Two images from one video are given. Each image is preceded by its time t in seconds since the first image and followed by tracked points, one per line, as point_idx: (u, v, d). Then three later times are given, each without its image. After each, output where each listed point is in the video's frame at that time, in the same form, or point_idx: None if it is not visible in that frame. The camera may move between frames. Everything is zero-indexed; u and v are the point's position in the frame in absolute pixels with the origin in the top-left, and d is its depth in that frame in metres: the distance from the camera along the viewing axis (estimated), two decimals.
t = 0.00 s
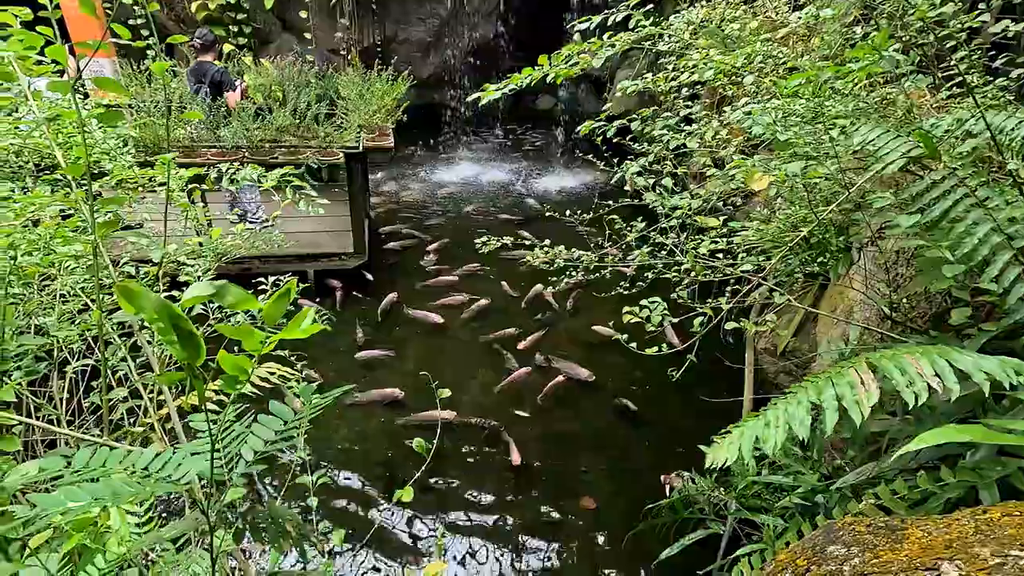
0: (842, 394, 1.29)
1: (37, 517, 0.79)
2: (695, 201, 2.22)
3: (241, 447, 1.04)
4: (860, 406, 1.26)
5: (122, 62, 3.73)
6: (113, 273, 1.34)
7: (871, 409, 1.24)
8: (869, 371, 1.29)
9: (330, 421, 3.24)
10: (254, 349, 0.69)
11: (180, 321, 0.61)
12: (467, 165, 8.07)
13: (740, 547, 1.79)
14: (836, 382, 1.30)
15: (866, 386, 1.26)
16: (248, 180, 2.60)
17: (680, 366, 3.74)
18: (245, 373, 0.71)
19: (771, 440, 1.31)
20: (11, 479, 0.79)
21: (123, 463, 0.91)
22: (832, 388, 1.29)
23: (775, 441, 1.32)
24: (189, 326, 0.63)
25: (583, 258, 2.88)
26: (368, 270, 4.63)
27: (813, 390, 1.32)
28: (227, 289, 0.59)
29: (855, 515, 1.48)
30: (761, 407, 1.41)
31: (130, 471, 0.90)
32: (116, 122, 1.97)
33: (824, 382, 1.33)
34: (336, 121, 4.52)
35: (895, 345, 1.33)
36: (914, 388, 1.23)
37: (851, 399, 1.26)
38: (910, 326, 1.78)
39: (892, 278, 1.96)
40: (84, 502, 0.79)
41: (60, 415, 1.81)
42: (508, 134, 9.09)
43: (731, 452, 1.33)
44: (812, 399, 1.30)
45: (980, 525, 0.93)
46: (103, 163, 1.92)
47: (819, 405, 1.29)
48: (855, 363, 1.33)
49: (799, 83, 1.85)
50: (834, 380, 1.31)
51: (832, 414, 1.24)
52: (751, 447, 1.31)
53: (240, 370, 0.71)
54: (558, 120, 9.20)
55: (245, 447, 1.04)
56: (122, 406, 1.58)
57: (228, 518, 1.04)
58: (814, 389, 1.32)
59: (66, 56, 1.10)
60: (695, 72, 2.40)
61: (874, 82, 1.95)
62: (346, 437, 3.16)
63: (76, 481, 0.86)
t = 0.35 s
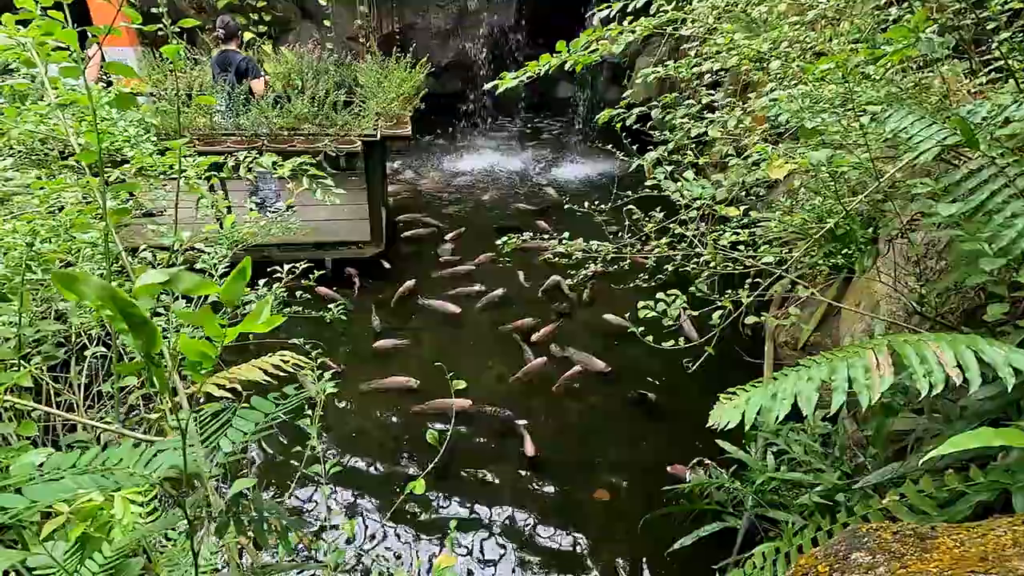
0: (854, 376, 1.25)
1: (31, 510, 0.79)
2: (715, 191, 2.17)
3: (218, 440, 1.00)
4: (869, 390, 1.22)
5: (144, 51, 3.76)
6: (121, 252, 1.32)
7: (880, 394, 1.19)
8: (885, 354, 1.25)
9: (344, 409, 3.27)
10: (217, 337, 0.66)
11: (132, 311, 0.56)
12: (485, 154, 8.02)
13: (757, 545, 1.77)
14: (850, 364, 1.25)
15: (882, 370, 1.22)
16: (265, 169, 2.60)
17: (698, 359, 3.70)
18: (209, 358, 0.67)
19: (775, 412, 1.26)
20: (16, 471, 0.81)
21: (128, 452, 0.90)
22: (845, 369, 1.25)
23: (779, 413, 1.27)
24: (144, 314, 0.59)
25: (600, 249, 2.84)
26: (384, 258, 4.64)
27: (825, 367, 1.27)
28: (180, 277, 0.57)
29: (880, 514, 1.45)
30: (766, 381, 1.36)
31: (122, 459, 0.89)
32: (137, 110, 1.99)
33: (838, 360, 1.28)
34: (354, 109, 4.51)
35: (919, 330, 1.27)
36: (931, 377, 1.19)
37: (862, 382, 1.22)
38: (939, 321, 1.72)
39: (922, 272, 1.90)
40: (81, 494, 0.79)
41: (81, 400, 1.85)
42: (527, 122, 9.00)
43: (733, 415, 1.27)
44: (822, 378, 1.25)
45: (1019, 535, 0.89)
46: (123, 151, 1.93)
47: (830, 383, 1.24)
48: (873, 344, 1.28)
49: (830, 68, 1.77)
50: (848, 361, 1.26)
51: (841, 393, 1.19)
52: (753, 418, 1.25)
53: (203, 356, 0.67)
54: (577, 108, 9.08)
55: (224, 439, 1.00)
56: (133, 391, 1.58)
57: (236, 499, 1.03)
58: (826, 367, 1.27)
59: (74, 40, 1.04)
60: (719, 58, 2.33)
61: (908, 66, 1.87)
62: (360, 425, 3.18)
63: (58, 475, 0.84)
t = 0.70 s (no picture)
0: (870, 370, 1.21)
1: None
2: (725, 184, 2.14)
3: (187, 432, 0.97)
4: (885, 384, 1.19)
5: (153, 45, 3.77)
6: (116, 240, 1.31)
7: (896, 389, 1.17)
8: (900, 351, 1.21)
9: (352, 399, 3.29)
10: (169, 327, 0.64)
11: (71, 301, 0.55)
12: (496, 146, 7.98)
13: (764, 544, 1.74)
14: (865, 358, 1.22)
15: (897, 368, 1.18)
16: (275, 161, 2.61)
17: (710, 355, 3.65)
18: (164, 349, 0.65)
19: (784, 405, 1.23)
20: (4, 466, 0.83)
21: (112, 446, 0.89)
22: (860, 363, 1.21)
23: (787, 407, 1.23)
24: (85, 303, 0.56)
25: (609, 242, 2.81)
26: (395, 250, 4.64)
27: (839, 361, 1.24)
28: (127, 264, 0.55)
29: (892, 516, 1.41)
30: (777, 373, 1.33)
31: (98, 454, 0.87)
32: (144, 102, 1.99)
33: (852, 355, 1.24)
34: (364, 101, 4.50)
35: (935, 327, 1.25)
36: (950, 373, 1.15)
37: (877, 376, 1.19)
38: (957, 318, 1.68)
39: (940, 267, 1.84)
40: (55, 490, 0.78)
41: (90, 389, 1.86)
42: (539, 113, 8.93)
43: (739, 409, 1.24)
44: (835, 371, 1.22)
45: None
46: (131, 142, 1.94)
47: (843, 377, 1.21)
48: (890, 339, 1.25)
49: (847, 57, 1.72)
50: (863, 354, 1.23)
51: (855, 387, 1.16)
52: (762, 411, 1.22)
53: (158, 347, 0.65)
54: (590, 100, 8.98)
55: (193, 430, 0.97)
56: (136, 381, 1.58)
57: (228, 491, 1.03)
58: (840, 360, 1.24)
59: (67, 24, 0.99)
60: (732, 49, 2.28)
61: (928, 55, 1.80)
62: (367, 416, 3.19)
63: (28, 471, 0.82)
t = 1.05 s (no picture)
0: (892, 380, 1.18)
1: None
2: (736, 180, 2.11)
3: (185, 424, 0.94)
4: (909, 394, 1.16)
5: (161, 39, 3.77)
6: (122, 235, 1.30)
7: (922, 398, 1.13)
8: (923, 357, 1.19)
9: (358, 394, 3.30)
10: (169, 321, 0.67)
11: (63, 289, 0.59)
12: (503, 141, 7.95)
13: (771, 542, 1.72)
14: (887, 368, 1.19)
15: (922, 375, 1.15)
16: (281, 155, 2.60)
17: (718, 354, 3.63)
18: (163, 344, 0.68)
19: (805, 423, 1.23)
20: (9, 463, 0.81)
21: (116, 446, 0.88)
22: (881, 373, 1.19)
23: (808, 424, 1.23)
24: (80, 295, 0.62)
25: (617, 238, 2.79)
26: (401, 246, 4.63)
27: (860, 371, 1.22)
28: (128, 258, 0.61)
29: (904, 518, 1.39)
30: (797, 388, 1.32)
31: (102, 452, 0.87)
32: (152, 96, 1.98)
33: (872, 365, 1.22)
34: (372, 95, 4.49)
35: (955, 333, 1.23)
36: (977, 381, 1.12)
37: (901, 386, 1.16)
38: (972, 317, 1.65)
39: (954, 265, 1.81)
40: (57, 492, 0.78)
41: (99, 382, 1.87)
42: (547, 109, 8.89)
43: (759, 430, 1.25)
44: (857, 384, 1.20)
45: None
46: (140, 135, 1.94)
47: (865, 388, 1.19)
48: (909, 348, 1.22)
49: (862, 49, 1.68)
50: (884, 364, 1.20)
51: (879, 399, 1.14)
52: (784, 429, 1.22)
53: (157, 342, 0.67)
54: (598, 95, 8.94)
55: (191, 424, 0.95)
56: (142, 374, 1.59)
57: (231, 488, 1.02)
58: (860, 372, 1.22)
59: (73, 16, 0.98)
60: (743, 42, 2.25)
61: (945, 49, 1.77)
62: (373, 412, 3.19)
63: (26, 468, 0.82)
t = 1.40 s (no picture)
0: (906, 393, 1.19)
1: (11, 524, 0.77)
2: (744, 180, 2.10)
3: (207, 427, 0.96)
4: (924, 407, 1.16)
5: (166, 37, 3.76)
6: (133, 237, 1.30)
7: (938, 411, 1.13)
8: (937, 369, 1.18)
9: (363, 393, 3.30)
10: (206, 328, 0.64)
11: (114, 302, 0.55)
12: (507, 139, 7.93)
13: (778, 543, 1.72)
14: (900, 383, 1.20)
15: (936, 388, 1.15)
16: (286, 154, 2.60)
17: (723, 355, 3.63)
18: (200, 353, 0.66)
19: (822, 441, 1.24)
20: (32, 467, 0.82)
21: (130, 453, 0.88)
22: (894, 388, 1.20)
23: (825, 443, 1.24)
24: (120, 309, 0.57)
25: (622, 238, 2.78)
26: (406, 244, 4.63)
27: (873, 388, 1.23)
28: (170, 265, 0.57)
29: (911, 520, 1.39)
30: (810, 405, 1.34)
31: (119, 460, 0.87)
32: (158, 95, 1.98)
33: (885, 380, 1.23)
34: (376, 93, 4.48)
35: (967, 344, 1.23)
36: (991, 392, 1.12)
37: (915, 399, 1.16)
38: (981, 319, 1.64)
39: (963, 266, 1.81)
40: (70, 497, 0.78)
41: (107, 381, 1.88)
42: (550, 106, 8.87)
43: (776, 454, 1.29)
44: (871, 401, 1.21)
45: None
46: (147, 133, 1.94)
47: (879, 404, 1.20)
48: (921, 360, 1.23)
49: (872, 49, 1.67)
50: (897, 378, 1.21)
51: (893, 415, 1.15)
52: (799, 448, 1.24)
53: (195, 351, 0.66)
54: (602, 92, 8.91)
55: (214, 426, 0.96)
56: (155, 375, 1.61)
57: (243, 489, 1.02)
58: (873, 388, 1.23)
59: (85, 17, 0.98)
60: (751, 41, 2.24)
61: (955, 49, 1.76)
62: (379, 410, 3.20)
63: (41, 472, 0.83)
